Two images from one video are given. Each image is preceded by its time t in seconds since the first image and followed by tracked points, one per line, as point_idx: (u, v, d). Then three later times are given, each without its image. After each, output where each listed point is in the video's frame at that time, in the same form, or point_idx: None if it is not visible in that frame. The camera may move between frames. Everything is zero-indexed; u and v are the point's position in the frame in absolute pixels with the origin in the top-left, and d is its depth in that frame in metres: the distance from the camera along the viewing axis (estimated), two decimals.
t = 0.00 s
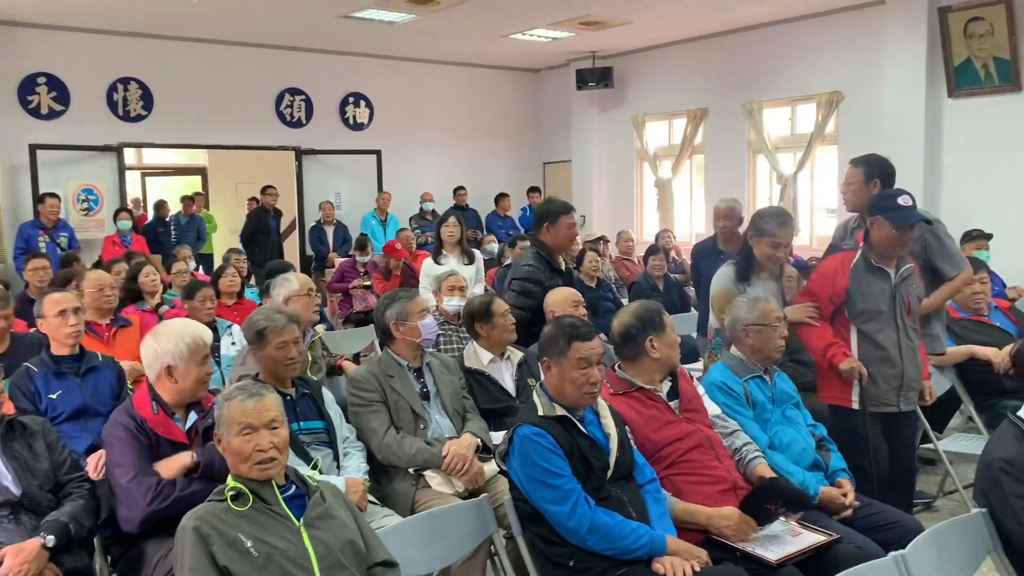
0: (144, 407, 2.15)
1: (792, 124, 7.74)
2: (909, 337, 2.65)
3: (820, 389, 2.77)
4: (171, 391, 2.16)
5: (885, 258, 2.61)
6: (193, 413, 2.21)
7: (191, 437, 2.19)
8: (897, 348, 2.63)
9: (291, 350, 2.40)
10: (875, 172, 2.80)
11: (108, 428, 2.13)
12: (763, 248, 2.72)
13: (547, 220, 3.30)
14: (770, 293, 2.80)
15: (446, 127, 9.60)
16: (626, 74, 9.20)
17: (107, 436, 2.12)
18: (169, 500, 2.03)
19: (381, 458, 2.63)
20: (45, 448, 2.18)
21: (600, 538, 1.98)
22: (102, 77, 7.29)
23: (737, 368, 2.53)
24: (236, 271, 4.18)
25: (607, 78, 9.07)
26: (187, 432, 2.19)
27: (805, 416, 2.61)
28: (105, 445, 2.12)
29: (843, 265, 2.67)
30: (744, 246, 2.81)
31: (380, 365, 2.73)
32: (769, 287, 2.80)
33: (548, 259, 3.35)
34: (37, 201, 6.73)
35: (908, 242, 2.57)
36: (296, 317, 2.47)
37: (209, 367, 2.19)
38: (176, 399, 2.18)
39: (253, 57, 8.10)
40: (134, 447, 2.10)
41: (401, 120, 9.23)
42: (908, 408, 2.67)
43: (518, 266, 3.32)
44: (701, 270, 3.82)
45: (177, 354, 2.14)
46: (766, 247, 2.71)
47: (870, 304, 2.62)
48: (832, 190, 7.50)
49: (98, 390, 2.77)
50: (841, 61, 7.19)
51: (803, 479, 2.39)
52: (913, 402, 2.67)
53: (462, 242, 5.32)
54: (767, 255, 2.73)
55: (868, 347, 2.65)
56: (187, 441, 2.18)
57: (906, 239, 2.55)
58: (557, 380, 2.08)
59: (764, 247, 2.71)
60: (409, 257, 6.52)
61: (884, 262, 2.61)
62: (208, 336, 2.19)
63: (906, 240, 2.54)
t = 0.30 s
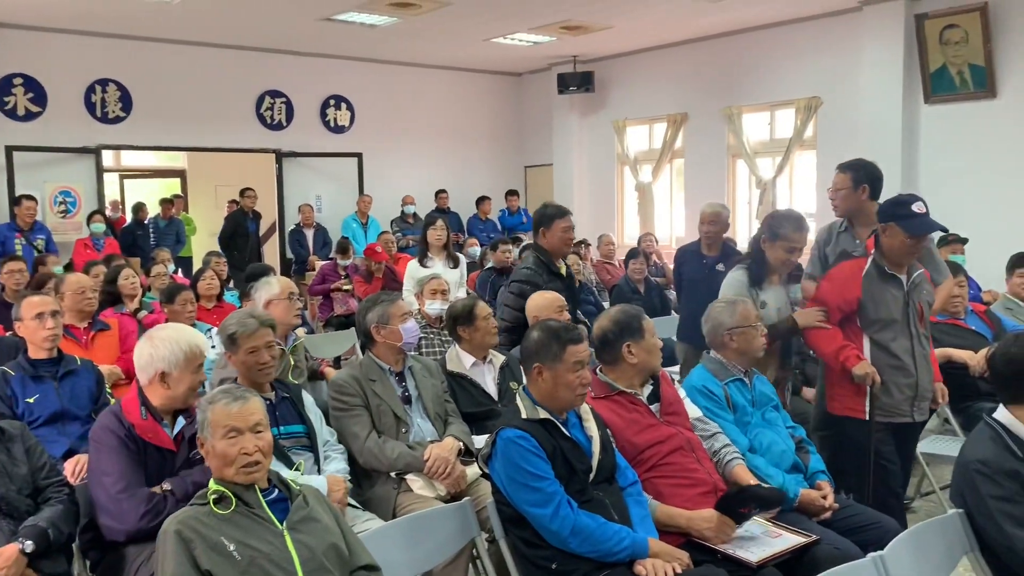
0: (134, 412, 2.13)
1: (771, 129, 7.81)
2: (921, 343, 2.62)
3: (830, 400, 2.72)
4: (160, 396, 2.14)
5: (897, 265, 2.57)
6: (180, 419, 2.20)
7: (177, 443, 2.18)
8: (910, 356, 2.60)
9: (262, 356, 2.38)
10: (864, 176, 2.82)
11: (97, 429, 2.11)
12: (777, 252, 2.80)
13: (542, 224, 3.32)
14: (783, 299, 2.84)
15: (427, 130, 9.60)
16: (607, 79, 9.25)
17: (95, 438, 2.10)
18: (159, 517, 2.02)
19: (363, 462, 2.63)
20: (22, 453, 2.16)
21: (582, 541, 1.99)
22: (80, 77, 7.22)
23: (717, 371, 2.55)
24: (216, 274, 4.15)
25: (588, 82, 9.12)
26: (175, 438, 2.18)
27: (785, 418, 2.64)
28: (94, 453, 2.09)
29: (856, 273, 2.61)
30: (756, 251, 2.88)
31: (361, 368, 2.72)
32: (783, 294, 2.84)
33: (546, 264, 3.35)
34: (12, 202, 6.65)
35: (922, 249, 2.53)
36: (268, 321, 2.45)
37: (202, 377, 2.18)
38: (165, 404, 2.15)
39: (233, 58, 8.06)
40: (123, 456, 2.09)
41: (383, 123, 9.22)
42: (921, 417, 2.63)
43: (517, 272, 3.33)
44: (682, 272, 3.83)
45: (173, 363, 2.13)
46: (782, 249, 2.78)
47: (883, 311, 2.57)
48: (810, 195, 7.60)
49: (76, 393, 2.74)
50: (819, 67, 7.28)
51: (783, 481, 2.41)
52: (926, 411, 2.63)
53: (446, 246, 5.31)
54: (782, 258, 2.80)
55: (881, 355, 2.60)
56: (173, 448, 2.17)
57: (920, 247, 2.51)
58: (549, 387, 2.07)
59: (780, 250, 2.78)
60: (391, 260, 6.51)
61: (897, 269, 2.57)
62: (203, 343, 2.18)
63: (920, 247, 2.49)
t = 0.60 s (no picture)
0: (107, 416, 2.10)
1: (747, 135, 7.89)
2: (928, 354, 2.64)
3: (833, 411, 2.72)
4: (132, 399, 2.13)
5: (909, 274, 2.59)
6: (155, 424, 2.18)
7: (151, 449, 2.16)
8: (919, 367, 2.60)
9: (244, 359, 2.38)
10: (827, 187, 2.77)
11: (69, 434, 2.09)
12: (785, 258, 2.70)
13: (552, 225, 3.42)
14: (792, 305, 2.73)
15: (406, 134, 9.58)
16: (586, 84, 9.29)
17: (68, 442, 2.08)
18: (135, 519, 2.00)
19: (341, 468, 2.62)
20: None
21: (562, 544, 1.99)
22: (54, 78, 7.13)
23: (693, 375, 2.57)
24: (192, 277, 4.12)
25: (566, 87, 9.16)
26: (148, 444, 2.16)
27: (761, 421, 2.66)
28: (66, 456, 2.07)
29: (869, 280, 2.61)
30: (763, 257, 2.77)
31: (339, 373, 2.72)
32: (793, 300, 2.73)
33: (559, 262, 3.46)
34: None
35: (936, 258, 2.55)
36: (246, 325, 2.45)
37: (175, 379, 2.17)
38: (138, 407, 2.13)
39: (210, 61, 8.00)
40: (96, 459, 2.06)
41: (361, 127, 9.19)
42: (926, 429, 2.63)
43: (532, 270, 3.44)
44: (662, 277, 3.86)
45: (143, 364, 2.11)
46: (788, 254, 2.68)
47: (896, 321, 2.58)
48: (786, 201, 7.68)
49: (48, 398, 2.70)
50: (794, 75, 7.38)
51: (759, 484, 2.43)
52: (930, 424, 2.63)
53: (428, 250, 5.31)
54: (789, 264, 2.70)
55: (891, 365, 2.60)
56: (147, 453, 2.15)
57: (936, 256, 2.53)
58: (535, 390, 2.09)
59: (786, 255, 2.69)
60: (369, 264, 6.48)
61: (908, 277, 2.59)
62: (178, 345, 2.17)
63: (935, 257, 2.52)
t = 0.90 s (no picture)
0: (69, 424, 2.08)
1: (719, 141, 7.98)
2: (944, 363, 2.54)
3: (846, 422, 2.63)
4: (95, 406, 2.10)
5: (925, 280, 2.49)
6: (119, 429, 2.15)
7: (116, 455, 2.12)
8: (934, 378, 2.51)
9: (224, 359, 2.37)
10: (782, 192, 2.83)
11: (30, 443, 2.06)
12: (792, 266, 2.53)
13: (553, 231, 3.41)
14: (800, 311, 2.63)
15: (380, 138, 9.55)
16: (559, 89, 9.33)
17: (30, 452, 2.05)
18: (97, 528, 1.97)
19: (314, 473, 2.60)
20: None
21: (537, 547, 2.00)
22: (20, 78, 7.02)
23: (666, 379, 2.59)
24: (163, 281, 4.08)
25: (540, 92, 9.19)
26: (113, 450, 2.12)
27: (732, 424, 2.69)
28: (28, 466, 2.05)
29: (883, 288, 2.50)
30: (769, 262, 2.62)
31: (313, 377, 2.70)
32: (802, 308, 2.62)
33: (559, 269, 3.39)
34: None
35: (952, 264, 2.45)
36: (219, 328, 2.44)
37: (138, 384, 2.13)
38: (101, 414, 2.11)
39: (181, 63, 7.93)
40: (58, 468, 2.04)
41: (334, 129, 9.14)
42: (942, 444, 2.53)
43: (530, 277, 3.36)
44: (631, 281, 3.86)
45: (106, 371, 2.07)
46: (795, 262, 2.51)
47: (911, 330, 2.48)
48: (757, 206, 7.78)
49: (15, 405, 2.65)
50: (765, 81, 7.47)
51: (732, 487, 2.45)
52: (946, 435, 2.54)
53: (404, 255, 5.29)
54: (796, 271, 2.54)
55: (906, 376, 2.51)
56: (112, 459, 2.11)
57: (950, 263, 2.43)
58: (513, 394, 2.10)
59: (793, 263, 2.52)
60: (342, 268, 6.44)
61: (924, 284, 2.49)
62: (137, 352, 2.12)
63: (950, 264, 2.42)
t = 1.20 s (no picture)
0: (27, 431, 2.03)
1: (688, 145, 8.05)
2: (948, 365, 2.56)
3: (850, 426, 2.62)
4: (55, 411, 2.06)
5: (929, 283, 2.50)
6: (80, 434, 2.11)
7: (78, 460, 2.09)
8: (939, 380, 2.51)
9: (196, 362, 2.34)
10: (741, 195, 2.96)
11: None
12: (800, 270, 2.46)
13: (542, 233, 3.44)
14: (809, 320, 2.55)
15: (350, 139, 9.50)
16: (530, 91, 9.35)
17: None
18: (61, 537, 1.93)
19: (284, 478, 2.57)
20: None
21: (509, 550, 2.00)
22: None
23: (637, 382, 2.61)
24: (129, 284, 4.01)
25: (511, 94, 9.22)
26: (74, 455, 2.09)
27: (702, 426, 2.71)
28: None
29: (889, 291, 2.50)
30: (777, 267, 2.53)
31: (282, 381, 2.67)
32: (809, 316, 2.55)
33: (554, 272, 3.41)
34: None
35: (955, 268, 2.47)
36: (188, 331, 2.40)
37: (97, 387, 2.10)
38: (61, 420, 2.07)
39: (148, 62, 7.82)
40: (18, 478, 1.99)
41: (303, 131, 9.07)
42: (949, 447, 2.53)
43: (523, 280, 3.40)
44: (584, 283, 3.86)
45: (63, 375, 2.04)
46: (804, 267, 2.44)
47: (915, 333, 2.49)
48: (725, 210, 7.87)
49: None
50: (734, 85, 7.56)
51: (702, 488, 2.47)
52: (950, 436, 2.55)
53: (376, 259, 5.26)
54: (806, 276, 2.46)
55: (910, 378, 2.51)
56: (73, 465, 2.08)
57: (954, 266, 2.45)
58: (489, 397, 2.09)
59: (802, 267, 2.44)
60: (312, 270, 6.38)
61: (928, 287, 2.50)
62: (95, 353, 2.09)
63: (952, 268, 2.43)
